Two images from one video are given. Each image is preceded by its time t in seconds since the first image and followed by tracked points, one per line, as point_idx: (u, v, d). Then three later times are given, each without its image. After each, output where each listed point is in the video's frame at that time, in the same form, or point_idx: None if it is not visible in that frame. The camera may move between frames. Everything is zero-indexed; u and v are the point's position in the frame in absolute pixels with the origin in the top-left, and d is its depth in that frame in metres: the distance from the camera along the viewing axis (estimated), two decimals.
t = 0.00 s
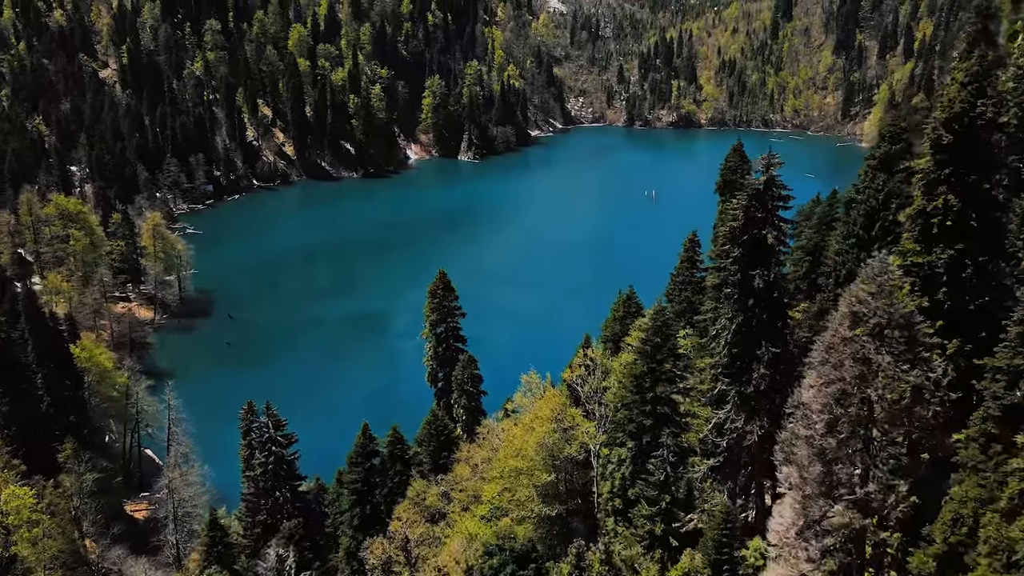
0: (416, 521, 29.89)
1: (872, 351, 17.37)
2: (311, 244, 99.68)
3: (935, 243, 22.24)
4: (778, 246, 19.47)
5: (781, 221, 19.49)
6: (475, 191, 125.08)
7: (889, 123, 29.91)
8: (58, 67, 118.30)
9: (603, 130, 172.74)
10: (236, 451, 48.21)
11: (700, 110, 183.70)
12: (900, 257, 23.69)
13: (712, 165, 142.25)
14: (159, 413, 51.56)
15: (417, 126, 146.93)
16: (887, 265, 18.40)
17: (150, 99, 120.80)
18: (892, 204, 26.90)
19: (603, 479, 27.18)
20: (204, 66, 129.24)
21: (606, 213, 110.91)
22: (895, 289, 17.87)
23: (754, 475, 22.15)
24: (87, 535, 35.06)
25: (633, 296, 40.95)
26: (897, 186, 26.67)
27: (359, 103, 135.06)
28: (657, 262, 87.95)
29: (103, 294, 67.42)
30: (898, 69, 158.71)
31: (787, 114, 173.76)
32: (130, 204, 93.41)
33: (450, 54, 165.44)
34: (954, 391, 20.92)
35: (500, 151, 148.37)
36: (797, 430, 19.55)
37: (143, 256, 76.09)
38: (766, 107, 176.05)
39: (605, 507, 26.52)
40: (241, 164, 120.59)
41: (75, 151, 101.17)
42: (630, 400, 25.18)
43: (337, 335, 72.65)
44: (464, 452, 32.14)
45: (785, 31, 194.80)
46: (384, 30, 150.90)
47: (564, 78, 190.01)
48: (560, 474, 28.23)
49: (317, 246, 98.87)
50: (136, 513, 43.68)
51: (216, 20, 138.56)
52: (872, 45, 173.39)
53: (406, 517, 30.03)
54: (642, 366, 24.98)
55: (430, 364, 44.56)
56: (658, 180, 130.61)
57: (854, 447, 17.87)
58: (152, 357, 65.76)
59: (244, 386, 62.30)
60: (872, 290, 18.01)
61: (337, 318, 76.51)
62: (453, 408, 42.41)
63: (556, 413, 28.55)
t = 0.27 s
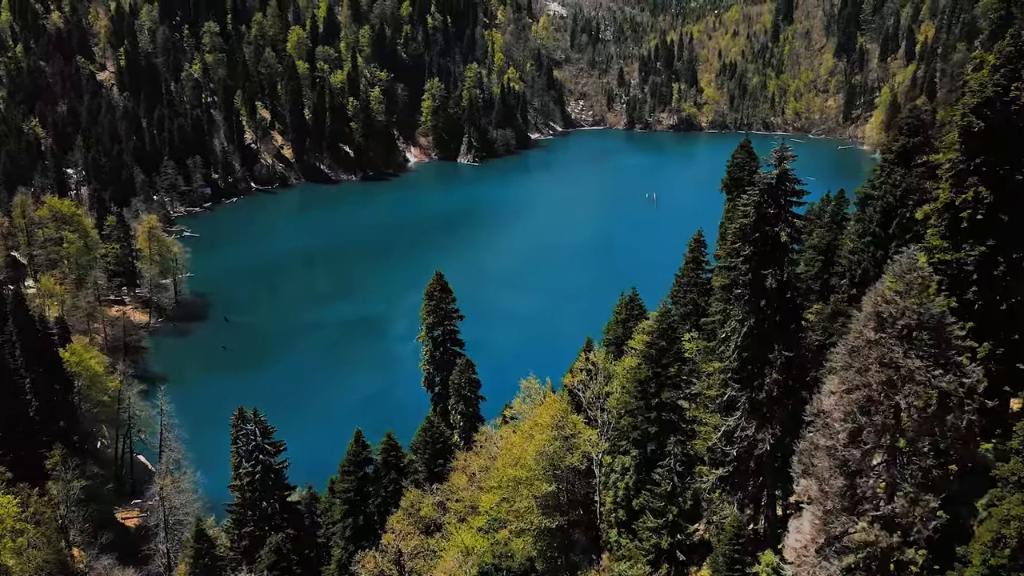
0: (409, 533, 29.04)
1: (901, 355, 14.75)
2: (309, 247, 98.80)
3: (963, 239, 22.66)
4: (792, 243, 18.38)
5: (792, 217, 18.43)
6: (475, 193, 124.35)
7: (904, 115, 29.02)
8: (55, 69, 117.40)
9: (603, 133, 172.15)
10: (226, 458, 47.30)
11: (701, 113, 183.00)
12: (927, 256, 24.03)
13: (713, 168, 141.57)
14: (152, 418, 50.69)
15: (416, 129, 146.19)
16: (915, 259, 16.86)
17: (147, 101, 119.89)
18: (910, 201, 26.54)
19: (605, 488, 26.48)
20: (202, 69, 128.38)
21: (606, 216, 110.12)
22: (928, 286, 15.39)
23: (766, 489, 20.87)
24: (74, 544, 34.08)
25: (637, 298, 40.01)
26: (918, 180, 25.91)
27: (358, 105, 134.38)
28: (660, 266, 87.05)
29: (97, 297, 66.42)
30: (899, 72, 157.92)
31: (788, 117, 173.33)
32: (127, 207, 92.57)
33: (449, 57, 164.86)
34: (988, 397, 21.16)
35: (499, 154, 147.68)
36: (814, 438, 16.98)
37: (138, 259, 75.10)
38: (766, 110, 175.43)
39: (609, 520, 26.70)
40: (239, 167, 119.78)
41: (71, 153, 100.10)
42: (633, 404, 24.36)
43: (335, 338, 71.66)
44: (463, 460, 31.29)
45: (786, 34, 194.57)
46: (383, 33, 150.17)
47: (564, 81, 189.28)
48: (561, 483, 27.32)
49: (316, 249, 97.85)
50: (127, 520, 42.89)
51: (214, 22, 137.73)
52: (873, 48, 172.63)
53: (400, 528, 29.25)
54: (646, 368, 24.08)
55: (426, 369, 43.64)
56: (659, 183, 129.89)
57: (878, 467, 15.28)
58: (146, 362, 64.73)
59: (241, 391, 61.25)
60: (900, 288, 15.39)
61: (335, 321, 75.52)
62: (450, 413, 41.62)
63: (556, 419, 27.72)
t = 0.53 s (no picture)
0: (401, 547, 28.36)
1: (937, 359, 13.74)
2: (308, 250, 97.90)
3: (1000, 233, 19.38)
4: (809, 239, 17.43)
5: (808, 213, 17.49)
6: (474, 196, 123.54)
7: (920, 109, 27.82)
8: (52, 72, 116.71)
9: (604, 136, 171.37)
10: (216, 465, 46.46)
11: (702, 116, 182.00)
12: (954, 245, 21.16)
13: (714, 171, 140.87)
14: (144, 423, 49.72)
15: (415, 131, 145.45)
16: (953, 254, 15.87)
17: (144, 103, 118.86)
18: (931, 195, 24.87)
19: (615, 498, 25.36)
20: (200, 71, 127.48)
21: (607, 218, 109.26)
22: (968, 284, 14.08)
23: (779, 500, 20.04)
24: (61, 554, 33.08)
25: (639, 300, 39.11)
26: (940, 174, 24.80)
27: (357, 108, 133.70)
28: (663, 268, 86.23)
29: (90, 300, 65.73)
30: (901, 75, 156.91)
31: (789, 120, 172.58)
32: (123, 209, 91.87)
33: (449, 60, 164.11)
34: None
35: (499, 157, 146.95)
36: (837, 446, 15.84)
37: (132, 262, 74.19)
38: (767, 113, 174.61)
39: (612, 533, 26.27)
40: (237, 170, 118.99)
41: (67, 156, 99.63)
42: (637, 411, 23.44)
43: (333, 341, 70.69)
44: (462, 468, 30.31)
45: (786, 38, 194.06)
46: (383, 35, 149.31)
47: (564, 84, 188.29)
48: (563, 494, 26.42)
49: (314, 252, 96.84)
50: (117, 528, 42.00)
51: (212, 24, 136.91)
52: (875, 51, 171.62)
53: (391, 543, 28.48)
54: (652, 373, 23.12)
55: (422, 373, 42.62)
56: (660, 186, 129.12)
57: (911, 479, 14.06)
58: (141, 367, 63.72)
59: (238, 396, 60.22)
60: (935, 286, 14.26)
61: (333, 324, 74.55)
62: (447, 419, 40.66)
63: (557, 426, 26.73)
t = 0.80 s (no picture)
0: (395, 560, 27.58)
1: (979, 364, 12.41)
2: (306, 252, 96.99)
3: None
4: (825, 236, 16.59)
5: (827, 206, 16.64)
6: (474, 199, 122.81)
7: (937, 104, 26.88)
8: (48, 74, 115.99)
9: (604, 139, 170.67)
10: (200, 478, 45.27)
11: (703, 119, 181.21)
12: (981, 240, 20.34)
13: (715, 174, 140.16)
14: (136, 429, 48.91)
15: (415, 134, 144.67)
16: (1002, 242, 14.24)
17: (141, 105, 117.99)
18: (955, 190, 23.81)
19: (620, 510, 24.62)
20: (198, 73, 126.66)
21: (608, 221, 108.48)
22: (1014, 280, 12.82)
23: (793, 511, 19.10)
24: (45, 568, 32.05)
25: (643, 301, 38.26)
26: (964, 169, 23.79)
27: (357, 110, 133.15)
28: (665, 271, 85.29)
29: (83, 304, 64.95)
30: (903, 77, 155.91)
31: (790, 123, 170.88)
32: (118, 212, 91.13)
33: (448, 62, 163.38)
34: None
35: (499, 160, 146.32)
36: (866, 458, 15.24)
37: (127, 264, 73.27)
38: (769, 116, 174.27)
39: (615, 545, 25.50)
40: (235, 172, 118.13)
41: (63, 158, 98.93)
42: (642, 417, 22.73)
43: (331, 345, 69.64)
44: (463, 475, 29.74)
45: (787, 40, 193.79)
46: (382, 38, 148.55)
47: (564, 86, 187.34)
48: (563, 505, 25.80)
49: (313, 255, 95.86)
50: (108, 536, 41.22)
51: (210, 26, 136.04)
52: (876, 53, 170.85)
53: (385, 556, 27.61)
54: (657, 377, 22.43)
55: (418, 377, 41.69)
56: (661, 189, 128.37)
57: (944, 493, 12.96)
58: (135, 372, 62.71)
59: (233, 401, 59.18)
60: (974, 282, 12.91)
61: (331, 328, 73.58)
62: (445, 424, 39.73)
63: (558, 433, 25.88)
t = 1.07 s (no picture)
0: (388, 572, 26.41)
1: None
2: (305, 255, 96.13)
3: None
4: (846, 229, 15.68)
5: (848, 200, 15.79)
6: (474, 201, 122.03)
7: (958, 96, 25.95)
8: (45, 76, 115.26)
9: (604, 142, 169.96)
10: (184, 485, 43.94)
11: (703, 122, 180.51)
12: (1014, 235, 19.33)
13: (716, 177, 139.45)
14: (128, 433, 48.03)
15: (414, 137, 143.91)
16: None
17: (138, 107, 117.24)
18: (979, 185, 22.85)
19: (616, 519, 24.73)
20: (196, 75, 125.78)
21: (608, 224, 107.68)
22: None
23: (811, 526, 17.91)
24: None
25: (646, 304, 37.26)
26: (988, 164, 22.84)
27: (355, 113, 132.30)
28: (667, 273, 84.48)
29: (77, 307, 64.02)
30: (904, 80, 155.18)
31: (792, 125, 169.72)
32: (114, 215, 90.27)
33: (448, 65, 162.71)
34: None
35: (499, 163, 145.64)
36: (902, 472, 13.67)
37: (122, 267, 72.30)
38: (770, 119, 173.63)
39: (619, 558, 24.45)
40: (233, 175, 117.28)
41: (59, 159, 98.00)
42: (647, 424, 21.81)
43: (329, 348, 68.70)
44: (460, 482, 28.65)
45: (788, 43, 193.32)
46: (381, 40, 147.94)
47: (564, 89, 186.62)
48: (563, 516, 25.72)
49: (311, 258, 95.02)
50: (98, 544, 40.28)
51: (208, 28, 135.28)
52: (877, 56, 170.17)
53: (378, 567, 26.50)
54: (665, 382, 21.46)
55: (413, 381, 40.66)
56: (661, 191, 127.61)
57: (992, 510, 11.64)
58: (130, 377, 61.85)
59: (230, 405, 58.29)
60: None
61: (329, 331, 72.61)
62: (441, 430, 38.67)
63: (557, 440, 25.30)
